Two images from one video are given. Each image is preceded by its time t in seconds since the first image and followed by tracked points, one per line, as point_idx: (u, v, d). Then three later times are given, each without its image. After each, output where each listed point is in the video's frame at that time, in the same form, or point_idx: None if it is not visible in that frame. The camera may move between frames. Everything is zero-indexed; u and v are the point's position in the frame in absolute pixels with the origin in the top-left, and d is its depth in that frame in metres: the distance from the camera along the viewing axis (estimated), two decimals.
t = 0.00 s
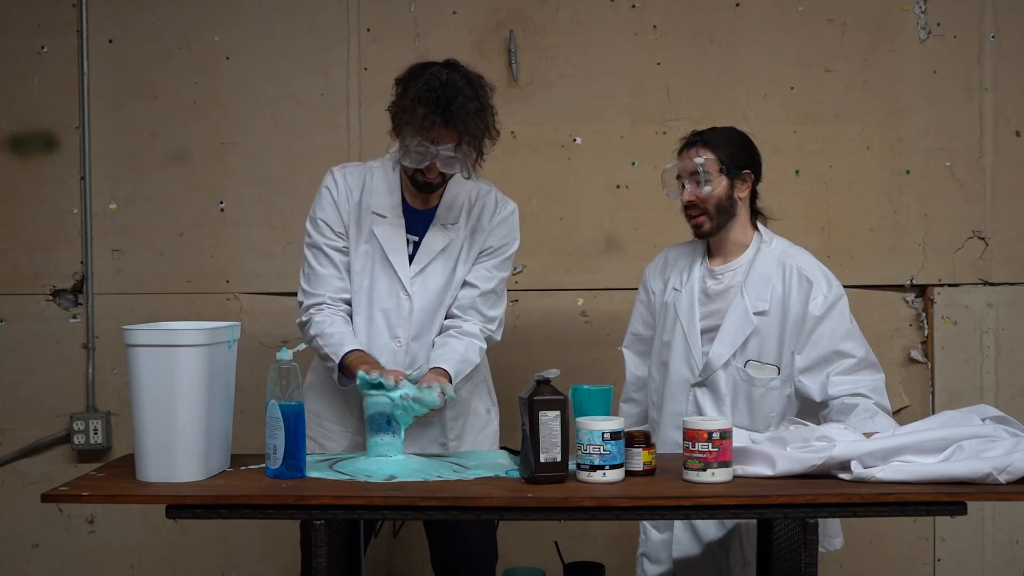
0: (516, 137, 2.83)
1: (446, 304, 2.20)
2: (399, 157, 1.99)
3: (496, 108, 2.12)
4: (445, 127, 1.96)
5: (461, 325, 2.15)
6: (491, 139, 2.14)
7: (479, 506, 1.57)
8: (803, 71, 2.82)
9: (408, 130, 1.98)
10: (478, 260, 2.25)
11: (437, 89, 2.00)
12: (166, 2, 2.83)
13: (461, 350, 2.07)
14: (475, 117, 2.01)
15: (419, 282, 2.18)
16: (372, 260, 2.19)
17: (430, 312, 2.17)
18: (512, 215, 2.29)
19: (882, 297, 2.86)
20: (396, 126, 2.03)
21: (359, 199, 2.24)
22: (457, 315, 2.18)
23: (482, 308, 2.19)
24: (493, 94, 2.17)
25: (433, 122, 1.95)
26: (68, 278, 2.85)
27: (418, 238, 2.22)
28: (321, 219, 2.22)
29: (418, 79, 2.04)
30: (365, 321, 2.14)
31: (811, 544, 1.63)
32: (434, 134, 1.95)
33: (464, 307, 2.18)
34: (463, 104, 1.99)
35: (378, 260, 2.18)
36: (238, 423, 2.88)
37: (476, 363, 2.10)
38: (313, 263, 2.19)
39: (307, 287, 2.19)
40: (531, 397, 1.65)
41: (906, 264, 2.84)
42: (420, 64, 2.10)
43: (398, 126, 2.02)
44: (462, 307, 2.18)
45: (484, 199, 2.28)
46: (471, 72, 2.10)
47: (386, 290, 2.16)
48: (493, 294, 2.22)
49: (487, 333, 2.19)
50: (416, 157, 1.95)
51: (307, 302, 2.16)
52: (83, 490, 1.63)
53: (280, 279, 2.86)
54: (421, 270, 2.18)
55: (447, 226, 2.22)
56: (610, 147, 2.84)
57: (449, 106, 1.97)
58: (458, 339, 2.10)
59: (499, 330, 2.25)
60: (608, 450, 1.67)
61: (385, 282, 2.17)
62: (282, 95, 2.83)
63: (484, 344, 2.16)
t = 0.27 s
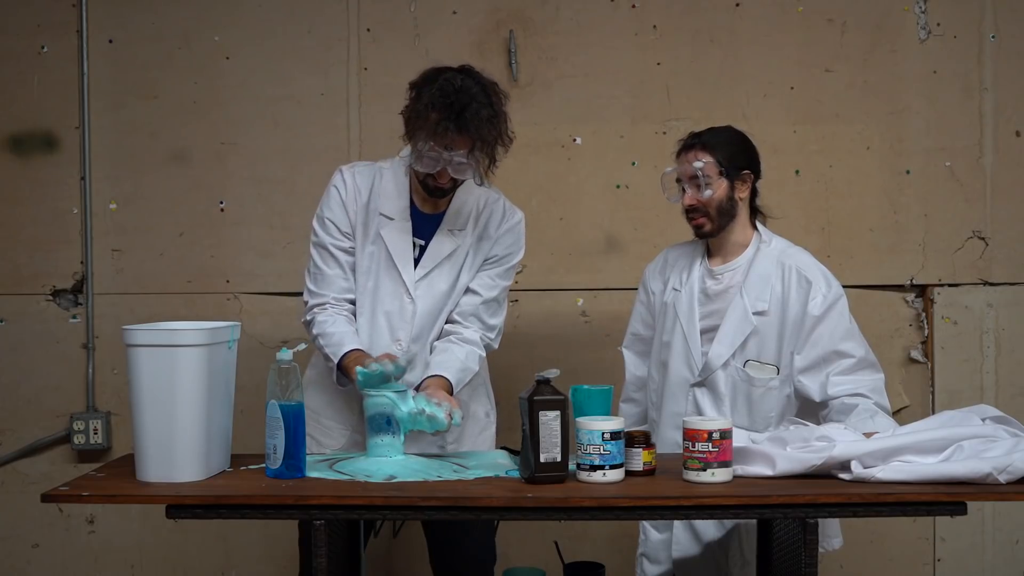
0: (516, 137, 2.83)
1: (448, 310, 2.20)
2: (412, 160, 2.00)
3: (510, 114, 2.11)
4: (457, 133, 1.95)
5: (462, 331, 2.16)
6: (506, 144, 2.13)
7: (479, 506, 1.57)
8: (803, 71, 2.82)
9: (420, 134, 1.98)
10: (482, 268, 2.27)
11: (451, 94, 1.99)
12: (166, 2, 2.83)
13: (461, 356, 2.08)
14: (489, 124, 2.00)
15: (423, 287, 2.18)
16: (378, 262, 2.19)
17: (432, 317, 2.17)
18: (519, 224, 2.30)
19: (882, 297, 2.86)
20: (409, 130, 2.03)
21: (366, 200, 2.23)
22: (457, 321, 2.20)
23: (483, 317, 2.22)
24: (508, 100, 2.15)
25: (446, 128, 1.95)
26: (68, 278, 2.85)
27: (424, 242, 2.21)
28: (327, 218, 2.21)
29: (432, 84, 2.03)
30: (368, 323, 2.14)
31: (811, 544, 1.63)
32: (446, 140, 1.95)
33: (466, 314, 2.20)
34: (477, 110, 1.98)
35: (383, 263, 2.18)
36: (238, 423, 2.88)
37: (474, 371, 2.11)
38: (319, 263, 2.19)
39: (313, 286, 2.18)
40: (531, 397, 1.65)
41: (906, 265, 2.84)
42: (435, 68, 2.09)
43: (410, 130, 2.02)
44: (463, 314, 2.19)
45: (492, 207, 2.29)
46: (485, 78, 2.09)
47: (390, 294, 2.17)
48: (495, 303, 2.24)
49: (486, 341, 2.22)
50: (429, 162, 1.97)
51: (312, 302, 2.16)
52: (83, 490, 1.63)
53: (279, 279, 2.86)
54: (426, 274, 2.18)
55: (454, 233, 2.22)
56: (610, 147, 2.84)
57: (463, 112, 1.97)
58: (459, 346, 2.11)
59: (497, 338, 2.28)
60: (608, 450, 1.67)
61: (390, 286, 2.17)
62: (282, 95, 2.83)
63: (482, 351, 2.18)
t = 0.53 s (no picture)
0: (516, 137, 2.83)
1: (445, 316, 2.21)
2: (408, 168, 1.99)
3: (504, 119, 2.11)
4: (454, 140, 1.95)
5: (457, 335, 2.16)
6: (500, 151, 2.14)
7: (479, 506, 1.57)
8: (803, 71, 2.82)
9: (416, 141, 1.98)
10: (479, 274, 2.26)
11: (447, 100, 1.98)
12: (166, 2, 2.83)
13: (455, 362, 2.08)
14: (485, 130, 2.00)
15: (423, 295, 2.18)
16: (377, 272, 2.19)
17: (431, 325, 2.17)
18: (516, 229, 2.29)
19: (882, 297, 2.86)
20: (404, 136, 2.02)
21: (364, 211, 2.23)
22: (453, 327, 2.19)
23: (479, 322, 2.21)
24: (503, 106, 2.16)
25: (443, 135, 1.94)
26: (68, 278, 2.85)
27: (423, 251, 2.22)
28: (327, 231, 2.22)
29: (427, 90, 2.03)
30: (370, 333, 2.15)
31: (811, 544, 1.63)
32: (444, 146, 1.95)
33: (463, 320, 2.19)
34: (474, 116, 1.98)
35: (381, 272, 2.19)
36: (238, 423, 2.88)
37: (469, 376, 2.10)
38: (323, 276, 2.21)
39: (321, 301, 2.22)
40: (531, 397, 1.65)
41: (906, 264, 2.84)
42: (430, 75, 2.08)
43: (405, 137, 2.01)
44: (459, 319, 2.19)
45: (489, 213, 2.28)
46: (481, 84, 2.09)
47: (389, 303, 2.17)
48: (491, 308, 2.24)
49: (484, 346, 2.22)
50: (425, 169, 1.95)
51: (321, 317, 2.19)
52: (83, 489, 1.63)
53: (279, 279, 2.86)
54: (425, 282, 2.18)
55: (451, 241, 2.22)
56: (610, 147, 2.84)
57: (459, 119, 1.97)
58: (454, 351, 2.11)
59: (494, 342, 2.27)
60: (608, 450, 1.67)
61: (389, 295, 2.17)
62: (282, 95, 2.83)
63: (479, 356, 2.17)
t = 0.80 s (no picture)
0: (516, 137, 2.83)
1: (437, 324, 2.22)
2: (394, 183, 1.98)
3: (491, 134, 2.11)
4: (440, 154, 1.95)
5: (446, 342, 2.16)
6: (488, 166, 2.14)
7: (479, 506, 1.57)
8: (803, 71, 2.82)
9: (402, 156, 1.97)
10: (470, 281, 2.27)
11: (432, 115, 1.99)
12: (166, 2, 2.83)
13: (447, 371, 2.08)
14: (470, 144, 2.00)
15: (416, 308, 2.18)
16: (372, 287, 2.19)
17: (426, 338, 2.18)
18: (508, 235, 2.27)
19: (882, 297, 2.86)
20: (391, 152, 2.02)
21: (356, 226, 2.23)
22: (444, 334, 2.20)
23: (469, 327, 2.22)
24: (489, 121, 2.16)
25: (429, 148, 1.94)
26: (68, 278, 2.85)
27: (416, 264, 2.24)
28: (320, 249, 2.22)
29: (412, 105, 2.03)
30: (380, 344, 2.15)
31: (811, 544, 1.63)
32: (429, 161, 1.94)
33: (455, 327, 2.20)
34: (459, 130, 1.99)
35: (375, 287, 2.18)
36: (238, 423, 2.88)
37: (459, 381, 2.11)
38: (324, 292, 2.21)
39: (327, 316, 2.22)
40: (531, 397, 1.65)
41: (906, 265, 2.84)
42: (416, 90, 2.09)
43: (392, 153, 2.01)
44: (450, 326, 2.20)
45: (479, 221, 2.27)
46: (466, 98, 2.09)
47: (385, 316, 2.16)
48: (482, 313, 2.24)
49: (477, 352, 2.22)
50: (411, 184, 1.94)
51: (330, 332, 2.19)
52: (83, 489, 1.63)
53: (279, 279, 2.86)
54: (418, 295, 2.18)
55: (442, 251, 2.21)
56: (610, 147, 2.84)
57: (444, 133, 1.97)
58: (443, 357, 2.11)
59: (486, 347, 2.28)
60: (608, 450, 1.67)
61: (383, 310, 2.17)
62: (282, 96, 2.83)
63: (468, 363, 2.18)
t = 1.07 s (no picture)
0: (516, 137, 2.83)
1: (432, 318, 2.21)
2: (382, 178, 1.96)
3: (477, 126, 2.12)
4: (426, 146, 1.95)
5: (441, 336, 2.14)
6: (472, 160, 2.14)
7: (479, 506, 1.57)
8: (803, 71, 2.82)
9: (389, 149, 1.97)
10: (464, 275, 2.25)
11: (418, 107, 1.99)
12: (166, 2, 2.83)
13: (441, 361, 2.06)
14: (455, 136, 2.00)
15: (410, 302, 2.18)
16: (366, 282, 2.19)
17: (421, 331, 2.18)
18: (501, 227, 2.26)
19: (882, 297, 2.86)
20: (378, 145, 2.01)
21: (348, 222, 2.23)
22: (439, 328, 2.18)
23: (464, 321, 2.19)
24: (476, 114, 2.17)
25: (414, 140, 1.94)
26: (68, 278, 2.85)
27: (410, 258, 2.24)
28: (315, 245, 2.23)
29: (399, 98, 2.03)
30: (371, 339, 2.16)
31: (811, 544, 1.63)
32: (416, 152, 1.94)
33: (449, 320, 2.18)
34: (443, 122, 1.99)
35: (369, 281, 2.18)
36: (237, 423, 2.88)
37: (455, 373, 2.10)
38: (318, 288, 2.22)
39: (321, 312, 2.22)
40: (531, 397, 1.65)
41: (906, 265, 2.84)
42: (401, 84, 2.10)
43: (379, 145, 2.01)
44: (445, 320, 2.18)
45: (471, 214, 2.25)
46: (453, 90, 2.10)
47: (380, 310, 2.16)
48: (477, 307, 2.22)
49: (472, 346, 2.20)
50: (400, 176, 1.93)
51: (324, 328, 2.18)
52: (83, 489, 1.63)
53: (279, 279, 2.86)
54: (411, 289, 2.18)
55: (435, 244, 2.21)
56: (610, 147, 2.84)
57: (429, 125, 1.97)
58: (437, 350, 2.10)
59: (481, 341, 2.25)
60: (608, 450, 1.67)
61: (377, 304, 2.17)
62: (282, 96, 2.83)
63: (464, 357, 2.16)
